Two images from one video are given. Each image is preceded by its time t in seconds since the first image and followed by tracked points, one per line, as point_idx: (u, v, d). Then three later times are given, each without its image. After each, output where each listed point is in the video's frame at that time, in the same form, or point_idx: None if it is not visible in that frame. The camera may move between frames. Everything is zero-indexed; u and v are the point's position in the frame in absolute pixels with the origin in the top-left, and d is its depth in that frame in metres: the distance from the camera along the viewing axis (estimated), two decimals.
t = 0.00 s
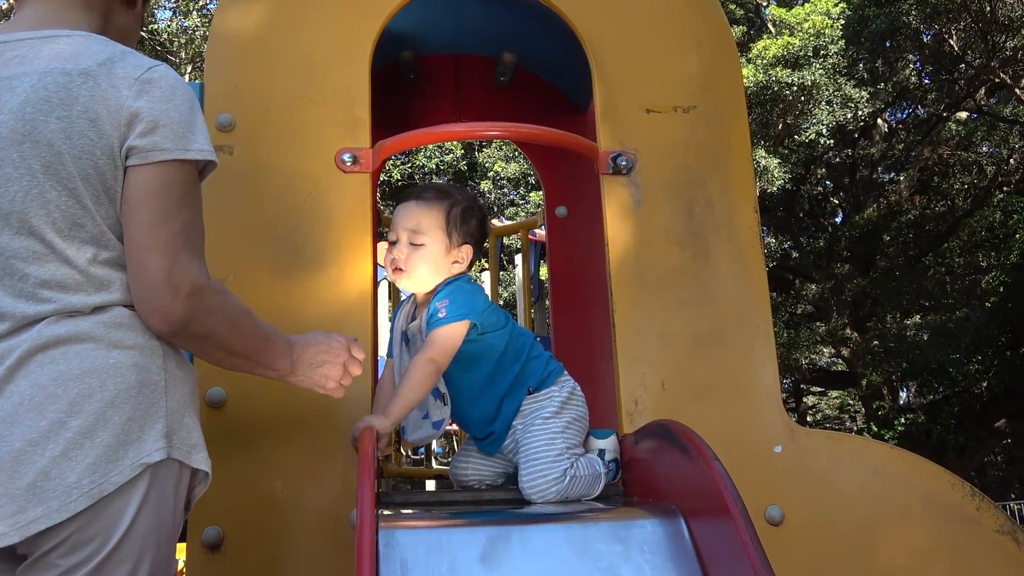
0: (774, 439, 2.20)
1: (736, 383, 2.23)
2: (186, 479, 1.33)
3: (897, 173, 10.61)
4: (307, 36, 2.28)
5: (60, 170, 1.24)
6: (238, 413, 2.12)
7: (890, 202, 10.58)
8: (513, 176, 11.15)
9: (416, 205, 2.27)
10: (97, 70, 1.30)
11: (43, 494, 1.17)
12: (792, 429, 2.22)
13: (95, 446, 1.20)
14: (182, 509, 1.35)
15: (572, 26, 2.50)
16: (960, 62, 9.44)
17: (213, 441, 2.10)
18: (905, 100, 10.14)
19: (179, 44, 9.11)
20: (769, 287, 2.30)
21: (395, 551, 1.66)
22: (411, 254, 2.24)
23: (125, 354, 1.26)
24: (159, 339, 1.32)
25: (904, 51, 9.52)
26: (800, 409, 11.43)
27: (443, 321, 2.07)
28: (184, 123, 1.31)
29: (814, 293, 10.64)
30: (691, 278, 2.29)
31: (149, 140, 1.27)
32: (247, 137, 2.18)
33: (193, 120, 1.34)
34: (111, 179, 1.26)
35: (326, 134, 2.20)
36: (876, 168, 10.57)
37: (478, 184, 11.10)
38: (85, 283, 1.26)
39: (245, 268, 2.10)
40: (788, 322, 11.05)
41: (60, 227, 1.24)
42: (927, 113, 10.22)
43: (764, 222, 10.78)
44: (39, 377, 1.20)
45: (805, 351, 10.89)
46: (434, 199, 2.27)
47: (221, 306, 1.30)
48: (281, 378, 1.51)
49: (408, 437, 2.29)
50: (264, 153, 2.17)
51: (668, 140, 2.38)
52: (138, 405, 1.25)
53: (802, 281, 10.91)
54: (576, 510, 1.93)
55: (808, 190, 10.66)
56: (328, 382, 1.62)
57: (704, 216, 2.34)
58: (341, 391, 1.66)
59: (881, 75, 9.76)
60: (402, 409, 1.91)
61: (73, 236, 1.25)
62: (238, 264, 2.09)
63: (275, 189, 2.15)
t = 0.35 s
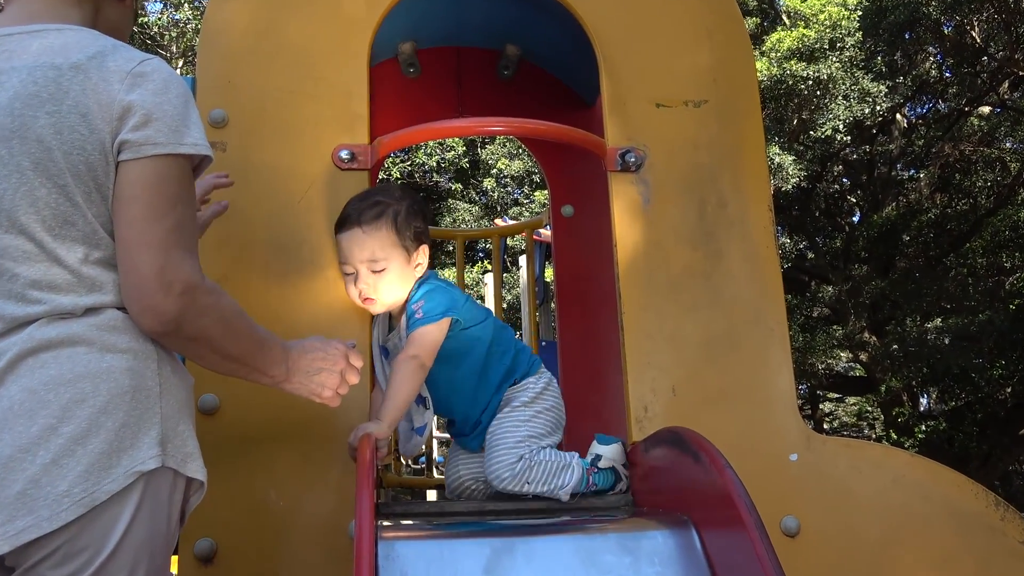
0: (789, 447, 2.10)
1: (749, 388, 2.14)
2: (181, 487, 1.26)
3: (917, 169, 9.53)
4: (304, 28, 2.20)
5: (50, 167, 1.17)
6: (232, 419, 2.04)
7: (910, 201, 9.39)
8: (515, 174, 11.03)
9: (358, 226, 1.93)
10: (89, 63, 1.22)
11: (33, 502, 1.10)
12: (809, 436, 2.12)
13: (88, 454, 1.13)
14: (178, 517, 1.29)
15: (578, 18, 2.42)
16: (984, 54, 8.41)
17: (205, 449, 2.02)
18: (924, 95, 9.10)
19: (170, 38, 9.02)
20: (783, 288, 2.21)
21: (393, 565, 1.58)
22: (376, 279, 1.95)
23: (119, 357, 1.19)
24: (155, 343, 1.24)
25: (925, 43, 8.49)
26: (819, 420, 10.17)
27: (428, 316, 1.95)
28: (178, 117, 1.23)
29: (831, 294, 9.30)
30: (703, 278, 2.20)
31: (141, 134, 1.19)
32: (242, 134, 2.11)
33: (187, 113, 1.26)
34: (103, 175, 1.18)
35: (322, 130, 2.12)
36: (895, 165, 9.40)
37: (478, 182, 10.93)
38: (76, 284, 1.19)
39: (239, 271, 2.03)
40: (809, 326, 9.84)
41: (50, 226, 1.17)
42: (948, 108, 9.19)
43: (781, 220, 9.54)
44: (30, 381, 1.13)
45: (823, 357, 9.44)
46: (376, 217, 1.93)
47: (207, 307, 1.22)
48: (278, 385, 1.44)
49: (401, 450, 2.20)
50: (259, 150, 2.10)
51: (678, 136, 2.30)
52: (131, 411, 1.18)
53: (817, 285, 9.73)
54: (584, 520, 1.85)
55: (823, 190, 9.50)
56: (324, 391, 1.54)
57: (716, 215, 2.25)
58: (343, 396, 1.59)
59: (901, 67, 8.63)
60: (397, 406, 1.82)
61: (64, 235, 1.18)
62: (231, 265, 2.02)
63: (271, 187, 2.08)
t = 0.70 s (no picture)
0: (807, 451, 1.99)
1: (765, 389, 2.02)
2: (163, 495, 1.19)
3: (942, 159, 8.94)
4: (296, 13, 2.12)
5: (9, 161, 1.06)
6: (220, 423, 1.96)
7: (935, 192, 8.91)
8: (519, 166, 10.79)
9: (416, 238, 1.82)
10: (51, 52, 1.11)
11: (6, 509, 1.01)
12: (829, 440, 2.00)
13: (66, 458, 1.06)
14: (161, 526, 1.22)
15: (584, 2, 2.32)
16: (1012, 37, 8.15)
17: (193, 454, 1.93)
18: (948, 80, 8.68)
19: (155, 25, 8.95)
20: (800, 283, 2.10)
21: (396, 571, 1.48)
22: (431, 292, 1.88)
23: (98, 359, 1.11)
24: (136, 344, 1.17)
25: (949, 26, 8.25)
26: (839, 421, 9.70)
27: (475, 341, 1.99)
28: (147, 107, 1.13)
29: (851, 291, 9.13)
30: (715, 273, 2.09)
31: (106, 127, 1.08)
32: (231, 124, 2.03)
33: (157, 102, 1.15)
34: (69, 170, 1.09)
35: (315, 119, 2.04)
36: (919, 156, 8.91)
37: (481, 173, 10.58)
38: (48, 283, 1.11)
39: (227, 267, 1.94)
40: (828, 325, 9.39)
41: (14, 222, 1.08)
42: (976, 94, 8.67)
43: (796, 213, 9.21)
44: (4, 383, 1.05)
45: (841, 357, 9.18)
46: (431, 227, 1.83)
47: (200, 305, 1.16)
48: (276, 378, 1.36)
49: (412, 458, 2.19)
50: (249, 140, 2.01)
51: (689, 124, 2.19)
52: (111, 415, 1.11)
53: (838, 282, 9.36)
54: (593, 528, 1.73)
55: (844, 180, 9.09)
56: (329, 382, 1.44)
57: (730, 207, 2.15)
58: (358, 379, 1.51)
59: (925, 52, 8.37)
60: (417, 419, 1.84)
61: (31, 233, 1.09)
62: (220, 261, 1.93)
63: (260, 178, 1.98)
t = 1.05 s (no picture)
0: (825, 451, 1.88)
1: (779, 385, 1.92)
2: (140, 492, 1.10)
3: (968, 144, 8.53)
4: None
5: None
6: (206, 419, 1.87)
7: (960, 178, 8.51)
8: (519, 151, 10.76)
9: (487, 333, 1.59)
10: (7, 31, 1.02)
11: None
12: (848, 439, 1.89)
13: (29, 456, 0.97)
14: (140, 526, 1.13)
15: None
16: None
17: (177, 451, 1.84)
18: (974, 61, 8.12)
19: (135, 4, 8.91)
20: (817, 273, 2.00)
21: (398, 567, 1.38)
22: (486, 393, 1.65)
23: (66, 352, 1.02)
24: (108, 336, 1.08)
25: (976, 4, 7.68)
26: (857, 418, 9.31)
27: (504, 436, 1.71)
28: (111, 93, 1.01)
29: (871, 283, 8.58)
30: (729, 263, 1.99)
31: (62, 110, 0.99)
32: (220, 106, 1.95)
33: (125, 82, 1.04)
34: (26, 154, 1.00)
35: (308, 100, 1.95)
36: (944, 142, 8.50)
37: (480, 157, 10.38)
38: (10, 271, 1.02)
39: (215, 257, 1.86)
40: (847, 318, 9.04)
41: None
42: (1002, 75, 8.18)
43: (813, 202, 8.96)
44: None
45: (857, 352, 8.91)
46: (503, 327, 1.60)
47: (211, 301, 1.08)
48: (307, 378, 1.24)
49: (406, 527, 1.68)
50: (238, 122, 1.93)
51: (700, 106, 2.09)
52: (80, 409, 1.01)
53: (857, 274, 8.88)
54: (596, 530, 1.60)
55: (864, 167, 8.78)
56: (357, 390, 1.27)
57: (743, 193, 2.04)
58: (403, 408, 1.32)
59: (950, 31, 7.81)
60: (446, 480, 1.65)
61: None
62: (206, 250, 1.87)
63: (251, 165, 1.91)
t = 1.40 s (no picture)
0: (829, 417, 1.83)
1: (783, 349, 1.87)
2: (119, 459, 1.03)
3: (982, 108, 8.02)
4: None
5: None
6: (194, 381, 1.83)
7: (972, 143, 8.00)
8: (518, 112, 9.82)
9: (482, 241, 1.58)
10: None
11: None
12: (853, 405, 1.84)
13: None
14: (123, 495, 1.05)
15: None
16: None
17: (165, 414, 1.80)
18: (990, 20, 7.73)
19: None
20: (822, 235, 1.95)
21: (392, 532, 1.33)
22: (484, 302, 1.64)
23: (44, 310, 0.95)
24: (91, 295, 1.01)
25: None
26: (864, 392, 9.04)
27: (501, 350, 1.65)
28: (102, 52, 0.94)
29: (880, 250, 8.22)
30: (732, 224, 1.94)
31: (48, 71, 0.91)
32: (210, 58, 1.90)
33: (120, 42, 0.97)
34: (11, 110, 0.93)
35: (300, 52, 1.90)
36: (956, 104, 8.05)
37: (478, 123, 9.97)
38: None
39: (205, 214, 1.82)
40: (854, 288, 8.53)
41: None
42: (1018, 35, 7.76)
43: (820, 166, 8.57)
44: None
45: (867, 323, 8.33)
46: (497, 232, 1.59)
47: (212, 269, 1.01)
48: (313, 361, 1.16)
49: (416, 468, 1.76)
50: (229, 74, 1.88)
51: (705, 62, 2.03)
52: (55, 370, 0.94)
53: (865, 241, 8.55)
54: (595, 495, 1.56)
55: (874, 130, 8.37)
56: (360, 378, 1.18)
57: (747, 152, 1.99)
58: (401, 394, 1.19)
59: None
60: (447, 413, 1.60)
61: None
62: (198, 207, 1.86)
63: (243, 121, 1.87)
